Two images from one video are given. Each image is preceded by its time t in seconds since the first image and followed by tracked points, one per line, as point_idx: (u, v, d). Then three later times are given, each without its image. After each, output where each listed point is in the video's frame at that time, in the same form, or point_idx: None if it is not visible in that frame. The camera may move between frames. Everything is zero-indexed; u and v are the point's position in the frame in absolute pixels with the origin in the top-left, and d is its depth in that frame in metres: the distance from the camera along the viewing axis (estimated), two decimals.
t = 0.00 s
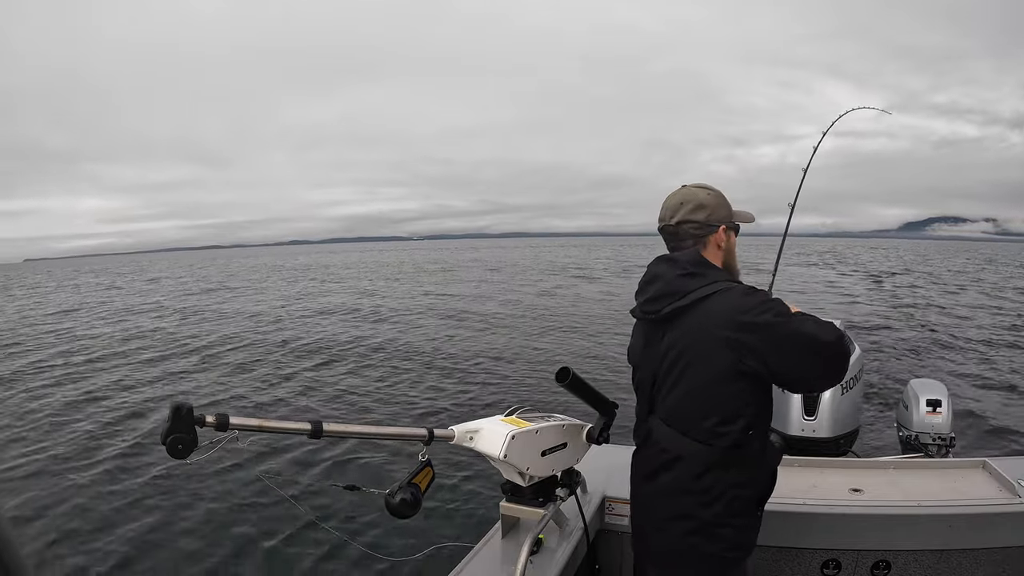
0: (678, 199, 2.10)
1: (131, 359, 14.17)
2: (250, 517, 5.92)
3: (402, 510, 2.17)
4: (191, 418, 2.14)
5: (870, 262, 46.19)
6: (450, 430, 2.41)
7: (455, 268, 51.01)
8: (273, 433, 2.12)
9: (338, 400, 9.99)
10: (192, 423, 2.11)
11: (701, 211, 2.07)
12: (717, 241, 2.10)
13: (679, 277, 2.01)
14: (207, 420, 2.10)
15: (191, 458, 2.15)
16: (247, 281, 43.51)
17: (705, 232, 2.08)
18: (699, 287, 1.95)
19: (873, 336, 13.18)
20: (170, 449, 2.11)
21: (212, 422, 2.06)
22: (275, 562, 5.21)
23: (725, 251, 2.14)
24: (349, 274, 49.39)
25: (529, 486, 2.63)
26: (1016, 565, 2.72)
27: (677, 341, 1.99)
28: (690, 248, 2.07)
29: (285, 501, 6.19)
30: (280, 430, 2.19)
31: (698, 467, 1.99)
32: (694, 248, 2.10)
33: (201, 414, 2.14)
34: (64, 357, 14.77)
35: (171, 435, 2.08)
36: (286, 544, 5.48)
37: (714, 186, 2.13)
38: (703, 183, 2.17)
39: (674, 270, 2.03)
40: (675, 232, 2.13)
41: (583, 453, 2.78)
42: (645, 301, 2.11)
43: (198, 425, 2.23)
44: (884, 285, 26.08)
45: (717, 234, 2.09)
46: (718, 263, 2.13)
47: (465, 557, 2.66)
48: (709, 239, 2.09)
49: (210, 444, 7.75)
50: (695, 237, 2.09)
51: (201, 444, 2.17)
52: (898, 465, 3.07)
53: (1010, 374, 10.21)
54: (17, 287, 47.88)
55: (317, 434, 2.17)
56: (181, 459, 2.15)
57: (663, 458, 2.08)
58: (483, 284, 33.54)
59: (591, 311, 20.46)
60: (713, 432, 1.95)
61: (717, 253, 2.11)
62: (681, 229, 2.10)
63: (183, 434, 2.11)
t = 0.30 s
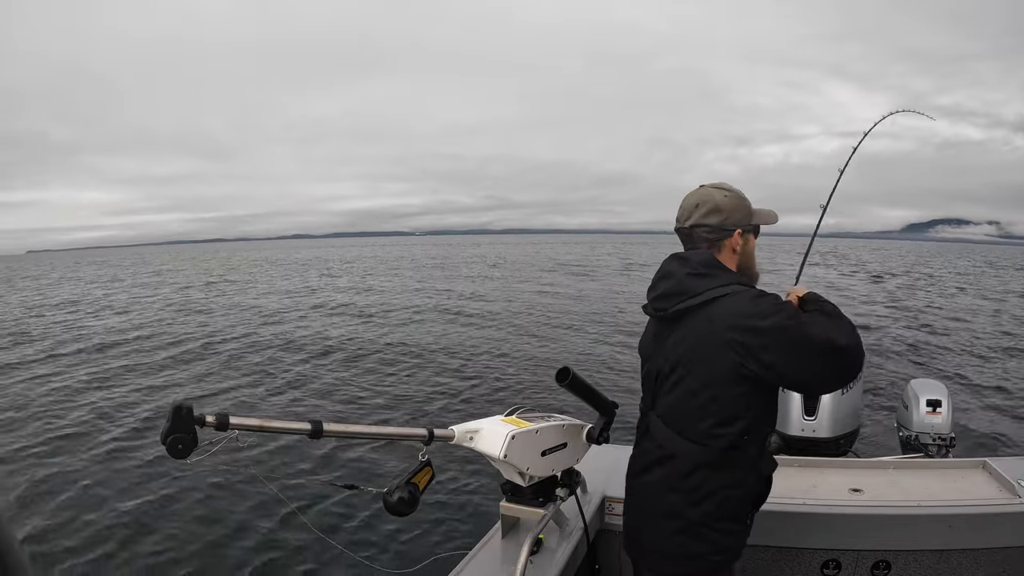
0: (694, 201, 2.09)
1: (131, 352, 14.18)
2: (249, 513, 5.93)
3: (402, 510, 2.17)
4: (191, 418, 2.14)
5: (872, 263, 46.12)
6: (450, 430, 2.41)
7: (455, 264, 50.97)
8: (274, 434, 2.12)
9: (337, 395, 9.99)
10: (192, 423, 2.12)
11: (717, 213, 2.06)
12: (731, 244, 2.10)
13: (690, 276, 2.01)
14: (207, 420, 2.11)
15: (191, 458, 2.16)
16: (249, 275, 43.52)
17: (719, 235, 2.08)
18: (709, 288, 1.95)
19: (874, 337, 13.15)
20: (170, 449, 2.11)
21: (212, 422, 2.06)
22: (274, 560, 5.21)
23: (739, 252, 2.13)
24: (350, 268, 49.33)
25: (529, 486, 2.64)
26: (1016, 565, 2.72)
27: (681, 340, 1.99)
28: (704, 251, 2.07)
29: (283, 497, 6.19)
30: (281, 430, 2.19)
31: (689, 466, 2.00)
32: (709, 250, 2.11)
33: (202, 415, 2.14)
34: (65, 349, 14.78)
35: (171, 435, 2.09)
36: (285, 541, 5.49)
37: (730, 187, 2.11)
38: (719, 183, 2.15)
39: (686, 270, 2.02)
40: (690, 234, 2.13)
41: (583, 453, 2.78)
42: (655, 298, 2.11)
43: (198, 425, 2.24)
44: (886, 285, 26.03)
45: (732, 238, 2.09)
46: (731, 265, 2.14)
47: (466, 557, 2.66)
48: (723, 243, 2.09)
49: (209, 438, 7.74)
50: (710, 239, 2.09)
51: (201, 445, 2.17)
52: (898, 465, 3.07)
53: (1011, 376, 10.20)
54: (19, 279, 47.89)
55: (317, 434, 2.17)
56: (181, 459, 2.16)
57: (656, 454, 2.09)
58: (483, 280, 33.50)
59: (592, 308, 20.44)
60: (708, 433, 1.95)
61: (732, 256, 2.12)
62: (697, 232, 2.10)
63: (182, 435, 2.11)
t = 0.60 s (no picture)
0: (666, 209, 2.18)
1: (134, 351, 14.23)
2: (249, 511, 5.93)
3: (402, 510, 2.17)
4: (191, 418, 2.14)
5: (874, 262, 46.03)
6: (449, 430, 2.41)
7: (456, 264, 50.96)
8: (274, 433, 2.13)
9: (338, 395, 10.00)
10: (192, 423, 2.12)
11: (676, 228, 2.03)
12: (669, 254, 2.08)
13: (645, 299, 2.04)
14: (207, 420, 2.11)
15: (191, 458, 2.16)
16: (251, 275, 43.56)
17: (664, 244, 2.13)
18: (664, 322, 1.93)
19: (876, 336, 13.11)
20: (171, 450, 2.11)
21: (212, 422, 2.07)
22: (275, 558, 5.21)
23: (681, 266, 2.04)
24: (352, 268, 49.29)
25: (531, 485, 2.64)
26: (1015, 565, 2.71)
27: (636, 360, 2.05)
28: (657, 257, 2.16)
29: (284, 496, 6.19)
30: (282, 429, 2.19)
31: (636, 481, 2.08)
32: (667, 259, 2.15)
33: (202, 415, 2.15)
34: (67, 349, 14.82)
35: (170, 435, 2.09)
36: (286, 539, 5.48)
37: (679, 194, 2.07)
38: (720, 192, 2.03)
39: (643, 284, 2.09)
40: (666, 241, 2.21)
41: (583, 453, 2.78)
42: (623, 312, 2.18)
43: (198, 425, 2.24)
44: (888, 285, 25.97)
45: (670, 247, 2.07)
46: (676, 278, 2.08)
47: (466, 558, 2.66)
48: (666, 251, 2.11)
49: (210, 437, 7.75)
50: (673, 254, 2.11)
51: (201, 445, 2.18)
52: (898, 465, 3.07)
53: (1013, 375, 10.17)
54: (20, 280, 47.93)
55: (317, 434, 2.17)
56: (181, 459, 2.16)
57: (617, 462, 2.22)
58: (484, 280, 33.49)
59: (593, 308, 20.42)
60: (649, 456, 2.02)
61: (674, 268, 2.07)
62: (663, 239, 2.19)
63: (182, 435, 2.12)
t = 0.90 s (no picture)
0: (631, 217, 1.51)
1: (138, 355, 14.29)
2: (252, 512, 5.94)
3: (403, 510, 2.18)
4: (191, 418, 2.17)
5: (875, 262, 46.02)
6: (448, 429, 2.41)
7: (458, 266, 51.04)
8: (273, 433, 2.14)
9: (340, 397, 10.02)
10: (192, 422, 2.14)
11: (632, 233, 1.37)
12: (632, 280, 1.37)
13: (580, 347, 1.38)
14: (207, 419, 2.13)
15: (190, 457, 2.19)
16: (253, 279, 43.76)
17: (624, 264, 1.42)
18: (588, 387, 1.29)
19: (877, 335, 13.11)
20: (170, 448, 2.14)
21: (212, 422, 2.08)
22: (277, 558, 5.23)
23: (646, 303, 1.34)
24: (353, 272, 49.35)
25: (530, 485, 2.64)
26: (1015, 566, 2.70)
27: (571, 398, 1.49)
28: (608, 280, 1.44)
29: (286, 496, 6.20)
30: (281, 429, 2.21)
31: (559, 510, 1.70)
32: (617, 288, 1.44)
33: (201, 415, 2.17)
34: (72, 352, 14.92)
35: (170, 435, 2.12)
36: (288, 539, 5.49)
37: (671, 197, 1.39)
38: (698, 193, 1.47)
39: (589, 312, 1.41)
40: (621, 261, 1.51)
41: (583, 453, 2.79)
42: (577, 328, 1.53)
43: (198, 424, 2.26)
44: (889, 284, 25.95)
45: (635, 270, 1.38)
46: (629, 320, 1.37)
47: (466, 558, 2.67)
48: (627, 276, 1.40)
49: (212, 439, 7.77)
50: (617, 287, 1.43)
51: (199, 443, 2.20)
52: (897, 465, 3.06)
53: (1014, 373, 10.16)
54: (22, 285, 48.09)
55: (317, 434, 2.18)
56: (180, 458, 2.19)
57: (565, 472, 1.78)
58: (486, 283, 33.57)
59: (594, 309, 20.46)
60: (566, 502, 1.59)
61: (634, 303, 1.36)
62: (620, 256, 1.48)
63: (182, 434, 2.15)
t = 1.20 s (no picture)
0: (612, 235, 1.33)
1: (140, 359, 14.34)
2: (252, 511, 5.96)
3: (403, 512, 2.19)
4: (191, 417, 2.20)
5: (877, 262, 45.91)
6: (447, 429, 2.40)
7: (460, 269, 51.06)
8: (272, 433, 2.17)
9: (341, 400, 10.03)
10: (192, 422, 2.17)
11: (687, 254, 1.28)
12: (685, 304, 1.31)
13: (556, 405, 1.34)
14: (207, 420, 2.15)
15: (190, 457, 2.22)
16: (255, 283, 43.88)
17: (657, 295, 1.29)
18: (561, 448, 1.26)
19: (879, 335, 13.07)
20: (171, 448, 2.18)
21: (211, 421, 2.10)
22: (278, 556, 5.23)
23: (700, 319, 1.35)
24: (355, 275, 49.41)
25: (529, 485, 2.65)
26: (1015, 566, 2.69)
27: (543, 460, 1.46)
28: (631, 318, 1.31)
29: (287, 496, 6.22)
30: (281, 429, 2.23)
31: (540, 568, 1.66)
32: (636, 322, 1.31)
33: (201, 414, 2.19)
34: (76, 356, 15.00)
35: (171, 435, 2.17)
36: (289, 538, 5.51)
37: (686, 204, 1.34)
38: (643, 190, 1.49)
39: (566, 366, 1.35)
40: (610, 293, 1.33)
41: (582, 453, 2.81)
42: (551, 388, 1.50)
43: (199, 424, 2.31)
44: (892, 284, 25.85)
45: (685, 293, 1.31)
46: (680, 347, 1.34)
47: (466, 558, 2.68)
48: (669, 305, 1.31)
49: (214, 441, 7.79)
50: (630, 308, 1.31)
51: (200, 444, 2.23)
52: (897, 465, 3.06)
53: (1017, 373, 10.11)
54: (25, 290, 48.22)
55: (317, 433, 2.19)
56: (181, 458, 2.23)
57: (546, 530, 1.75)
58: (488, 286, 33.56)
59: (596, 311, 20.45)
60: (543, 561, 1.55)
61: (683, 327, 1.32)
62: (623, 289, 1.30)
63: (183, 434, 2.19)
